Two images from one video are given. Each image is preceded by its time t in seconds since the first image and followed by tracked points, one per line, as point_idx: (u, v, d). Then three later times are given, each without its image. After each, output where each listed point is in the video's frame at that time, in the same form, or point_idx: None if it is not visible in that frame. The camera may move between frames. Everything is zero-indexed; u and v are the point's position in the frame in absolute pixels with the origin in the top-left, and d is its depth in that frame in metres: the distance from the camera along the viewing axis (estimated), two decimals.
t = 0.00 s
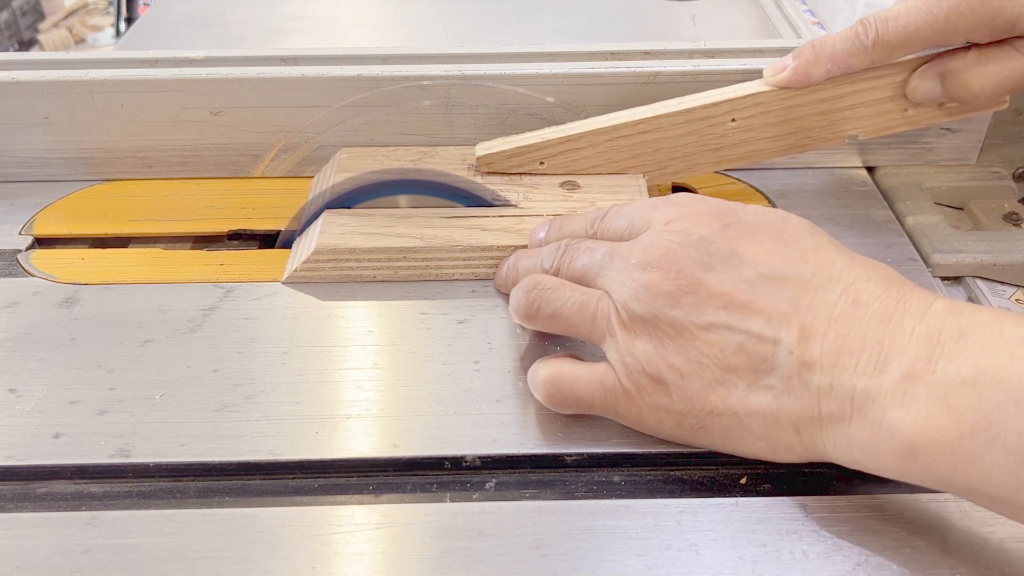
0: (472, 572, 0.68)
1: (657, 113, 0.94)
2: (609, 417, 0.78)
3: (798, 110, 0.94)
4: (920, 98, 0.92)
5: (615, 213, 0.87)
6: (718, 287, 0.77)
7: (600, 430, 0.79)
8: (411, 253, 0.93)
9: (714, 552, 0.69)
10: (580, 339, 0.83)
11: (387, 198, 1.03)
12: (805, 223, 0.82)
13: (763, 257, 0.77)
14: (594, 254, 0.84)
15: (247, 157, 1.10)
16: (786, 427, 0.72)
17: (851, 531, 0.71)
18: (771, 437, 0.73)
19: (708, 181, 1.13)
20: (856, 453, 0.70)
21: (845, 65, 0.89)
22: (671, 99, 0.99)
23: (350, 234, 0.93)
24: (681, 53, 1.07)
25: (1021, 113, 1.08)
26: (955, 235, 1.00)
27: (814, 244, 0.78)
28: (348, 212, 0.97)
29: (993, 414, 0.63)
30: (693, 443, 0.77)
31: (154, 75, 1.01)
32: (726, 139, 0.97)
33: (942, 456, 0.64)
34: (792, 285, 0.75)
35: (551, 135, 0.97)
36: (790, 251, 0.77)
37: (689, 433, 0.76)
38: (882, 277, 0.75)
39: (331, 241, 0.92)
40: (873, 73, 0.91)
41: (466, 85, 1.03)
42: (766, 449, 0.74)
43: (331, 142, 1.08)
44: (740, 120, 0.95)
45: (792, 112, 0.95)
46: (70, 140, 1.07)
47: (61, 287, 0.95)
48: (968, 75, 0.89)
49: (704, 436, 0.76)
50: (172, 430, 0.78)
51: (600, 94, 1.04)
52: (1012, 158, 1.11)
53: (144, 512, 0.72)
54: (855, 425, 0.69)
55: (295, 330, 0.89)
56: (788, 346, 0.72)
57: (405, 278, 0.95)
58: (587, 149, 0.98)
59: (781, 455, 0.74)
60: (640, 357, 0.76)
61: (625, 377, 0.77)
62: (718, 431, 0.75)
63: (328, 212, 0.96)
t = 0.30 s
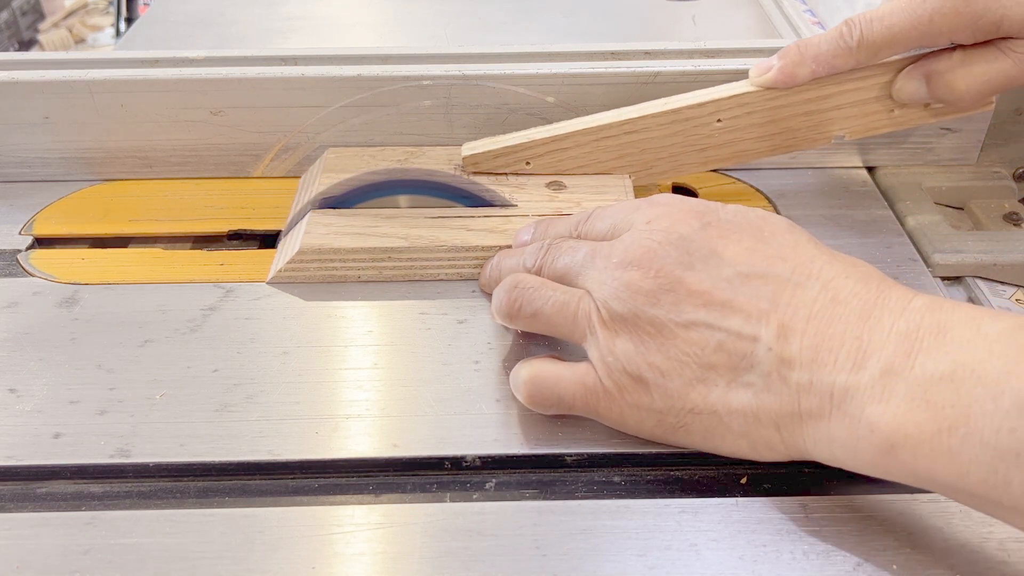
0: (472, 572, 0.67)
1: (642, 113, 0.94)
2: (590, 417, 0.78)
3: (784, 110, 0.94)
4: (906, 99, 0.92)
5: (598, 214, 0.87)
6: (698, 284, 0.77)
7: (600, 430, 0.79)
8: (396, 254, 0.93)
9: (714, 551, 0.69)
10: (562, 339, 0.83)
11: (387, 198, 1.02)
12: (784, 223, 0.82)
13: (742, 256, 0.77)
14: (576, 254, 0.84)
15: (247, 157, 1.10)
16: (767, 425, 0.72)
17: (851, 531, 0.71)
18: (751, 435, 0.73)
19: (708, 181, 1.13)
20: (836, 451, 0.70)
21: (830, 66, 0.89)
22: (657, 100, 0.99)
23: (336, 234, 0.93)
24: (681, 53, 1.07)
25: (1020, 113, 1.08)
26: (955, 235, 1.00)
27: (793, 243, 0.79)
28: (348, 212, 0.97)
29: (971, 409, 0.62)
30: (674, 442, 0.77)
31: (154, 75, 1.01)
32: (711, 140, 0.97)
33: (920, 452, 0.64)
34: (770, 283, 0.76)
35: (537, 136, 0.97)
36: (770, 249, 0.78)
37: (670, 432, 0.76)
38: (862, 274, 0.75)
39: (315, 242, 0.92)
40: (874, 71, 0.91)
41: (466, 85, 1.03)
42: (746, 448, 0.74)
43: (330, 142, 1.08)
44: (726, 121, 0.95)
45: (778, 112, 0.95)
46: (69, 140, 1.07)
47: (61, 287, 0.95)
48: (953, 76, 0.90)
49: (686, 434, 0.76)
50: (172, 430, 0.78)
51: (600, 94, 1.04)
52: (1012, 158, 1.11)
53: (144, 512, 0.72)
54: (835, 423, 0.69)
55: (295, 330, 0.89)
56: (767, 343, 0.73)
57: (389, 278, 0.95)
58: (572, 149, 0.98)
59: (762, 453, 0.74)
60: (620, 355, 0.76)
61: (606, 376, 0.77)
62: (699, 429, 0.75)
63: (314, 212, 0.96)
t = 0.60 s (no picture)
0: (472, 572, 0.67)
1: (629, 114, 0.95)
2: (570, 418, 0.78)
3: (770, 110, 0.94)
4: (893, 98, 0.92)
5: (582, 215, 0.87)
6: (678, 287, 0.77)
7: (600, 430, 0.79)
8: (382, 253, 0.93)
9: (714, 551, 0.69)
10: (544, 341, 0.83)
11: (386, 198, 1.02)
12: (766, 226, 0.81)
13: (722, 257, 0.77)
14: (559, 254, 0.84)
15: (247, 157, 1.10)
16: (746, 427, 0.72)
17: (851, 531, 0.71)
18: (730, 437, 0.73)
19: (707, 181, 1.12)
20: (815, 454, 0.70)
21: (817, 65, 0.89)
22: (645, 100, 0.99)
23: (320, 235, 0.93)
24: (681, 53, 1.07)
25: (1020, 112, 1.08)
26: (955, 235, 1.00)
27: (773, 244, 0.78)
28: (347, 212, 0.97)
29: (948, 411, 0.62)
30: (654, 445, 0.77)
31: (155, 75, 1.01)
32: (698, 140, 0.97)
33: (897, 453, 0.64)
34: (750, 285, 0.75)
35: (525, 136, 0.97)
36: (749, 251, 0.78)
37: (650, 434, 0.76)
38: (841, 276, 0.75)
39: (302, 242, 0.92)
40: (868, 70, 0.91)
41: (466, 85, 1.03)
42: (726, 450, 0.74)
43: (330, 142, 1.08)
44: (713, 120, 0.95)
45: (765, 112, 0.95)
46: (69, 140, 1.07)
47: (61, 287, 0.95)
48: (939, 76, 0.90)
49: (666, 436, 0.76)
50: (172, 430, 0.78)
51: (600, 95, 1.04)
52: (1012, 158, 1.11)
53: (144, 512, 0.72)
54: (813, 425, 0.69)
55: (295, 330, 0.89)
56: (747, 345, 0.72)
57: (377, 278, 0.95)
58: (560, 149, 0.98)
59: (741, 455, 0.74)
60: (600, 357, 0.77)
61: (586, 378, 0.77)
62: (679, 431, 0.75)
63: (301, 211, 0.96)
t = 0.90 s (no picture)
0: (472, 572, 0.67)
1: (613, 115, 0.95)
2: (548, 420, 0.78)
3: (755, 110, 0.94)
4: (878, 99, 0.92)
5: (565, 218, 0.88)
6: (657, 289, 0.77)
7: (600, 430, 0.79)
8: (367, 254, 0.93)
9: (714, 551, 0.69)
10: (525, 341, 0.84)
11: (386, 198, 1.02)
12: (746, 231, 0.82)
13: (701, 260, 0.78)
14: (539, 255, 0.85)
15: (247, 157, 1.10)
16: (723, 429, 0.72)
17: (850, 531, 0.71)
18: (707, 439, 0.73)
19: (708, 181, 1.12)
20: (790, 456, 0.70)
21: (801, 66, 0.89)
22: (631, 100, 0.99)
23: (305, 235, 0.93)
24: (681, 53, 1.07)
25: (1020, 112, 1.07)
26: (955, 235, 1.00)
27: (752, 248, 0.79)
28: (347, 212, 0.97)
29: (923, 414, 0.62)
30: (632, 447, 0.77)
31: (154, 75, 1.01)
32: (683, 141, 0.97)
33: (872, 455, 0.64)
34: (728, 288, 0.76)
35: (511, 136, 0.97)
36: (728, 255, 0.78)
37: (628, 436, 0.76)
38: (818, 280, 0.75)
39: (286, 242, 0.92)
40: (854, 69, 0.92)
41: (466, 85, 1.03)
42: (703, 452, 0.74)
43: (330, 142, 1.08)
44: (697, 121, 0.95)
45: (749, 113, 0.95)
46: (70, 140, 1.07)
47: (61, 287, 0.95)
48: (923, 76, 0.90)
49: (643, 438, 0.75)
50: (171, 431, 0.78)
51: (600, 95, 1.04)
52: (1012, 158, 1.11)
53: (144, 512, 0.72)
54: (789, 427, 0.69)
55: (296, 330, 0.89)
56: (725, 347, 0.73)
57: (361, 278, 0.95)
58: (546, 149, 0.98)
59: (718, 457, 0.74)
60: (579, 358, 0.77)
61: (565, 379, 0.77)
62: (656, 434, 0.75)
63: (284, 211, 0.96)
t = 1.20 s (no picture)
0: (472, 572, 0.67)
1: (600, 116, 0.95)
2: (546, 419, 0.78)
3: (740, 111, 0.94)
4: (864, 100, 0.92)
5: (560, 218, 0.88)
6: (654, 290, 0.77)
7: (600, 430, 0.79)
8: (353, 254, 0.93)
9: (714, 551, 0.69)
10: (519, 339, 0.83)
11: (386, 198, 1.02)
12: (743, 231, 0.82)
13: (698, 262, 0.78)
14: (534, 250, 0.84)
15: (247, 157, 1.10)
16: (718, 429, 0.73)
17: (851, 531, 0.71)
18: (703, 439, 0.73)
19: (708, 181, 1.12)
20: (785, 455, 0.70)
21: (787, 66, 0.89)
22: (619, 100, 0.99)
23: (292, 236, 0.93)
24: (681, 53, 1.07)
25: (1020, 112, 1.07)
26: (955, 235, 1.00)
27: (749, 250, 0.79)
28: (347, 213, 0.97)
29: (918, 414, 0.62)
30: (628, 447, 0.77)
31: (154, 75, 1.01)
32: (670, 141, 0.97)
33: (867, 455, 0.64)
34: (722, 289, 0.76)
35: (498, 136, 0.97)
36: (724, 256, 0.78)
37: (624, 436, 0.76)
38: (814, 281, 0.75)
39: (272, 242, 0.92)
40: (839, 70, 0.91)
41: (466, 84, 1.03)
42: (699, 452, 0.74)
43: (330, 142, 1.08)
44: (684, 121, 0.95)
45: (737, 113, 0.95)
46: (70, 140, 1.07)
47: (60, 287, 0.95)
48: (909, 77, 0.90)
49: (639, 438, 0.76)
50: (172, 430, 0.78)
51: (600, 95, 1.04)
52: (1012, 158, 1.11)
53: (144, 512, 0.72)
54: (785, 426, 0.69)
55: (296, 330, 0.89)
56: (722, 347, 0.73)
57: (348, 279, 0.95)
58: (533, 149, 0.98)
59: (714, 457, 0.74)
60: (577, 359, 0.77)
61: (563, 379, 0.77)
62: (652, 434, 0.75)
63: (271, 212, 0.96)
